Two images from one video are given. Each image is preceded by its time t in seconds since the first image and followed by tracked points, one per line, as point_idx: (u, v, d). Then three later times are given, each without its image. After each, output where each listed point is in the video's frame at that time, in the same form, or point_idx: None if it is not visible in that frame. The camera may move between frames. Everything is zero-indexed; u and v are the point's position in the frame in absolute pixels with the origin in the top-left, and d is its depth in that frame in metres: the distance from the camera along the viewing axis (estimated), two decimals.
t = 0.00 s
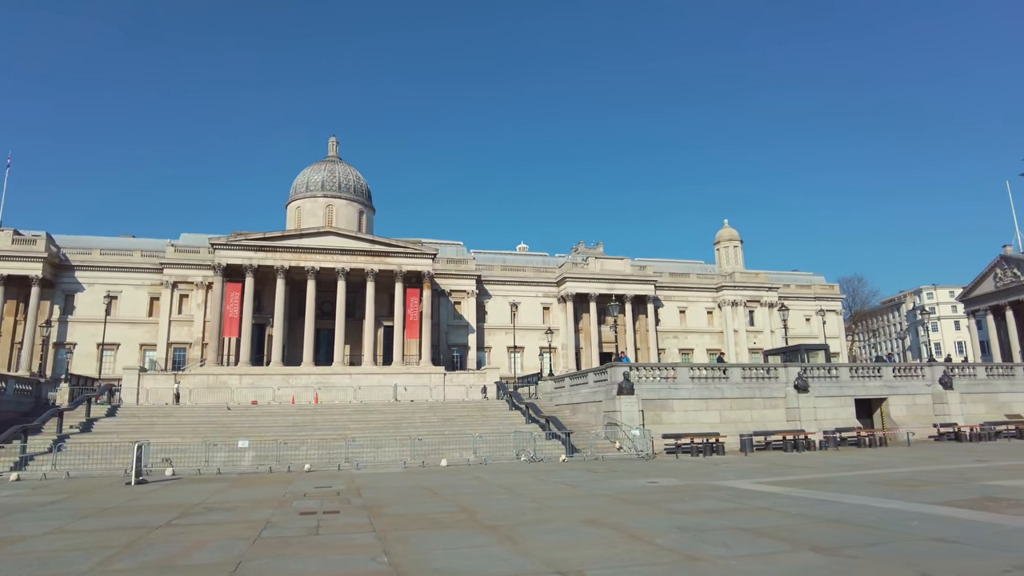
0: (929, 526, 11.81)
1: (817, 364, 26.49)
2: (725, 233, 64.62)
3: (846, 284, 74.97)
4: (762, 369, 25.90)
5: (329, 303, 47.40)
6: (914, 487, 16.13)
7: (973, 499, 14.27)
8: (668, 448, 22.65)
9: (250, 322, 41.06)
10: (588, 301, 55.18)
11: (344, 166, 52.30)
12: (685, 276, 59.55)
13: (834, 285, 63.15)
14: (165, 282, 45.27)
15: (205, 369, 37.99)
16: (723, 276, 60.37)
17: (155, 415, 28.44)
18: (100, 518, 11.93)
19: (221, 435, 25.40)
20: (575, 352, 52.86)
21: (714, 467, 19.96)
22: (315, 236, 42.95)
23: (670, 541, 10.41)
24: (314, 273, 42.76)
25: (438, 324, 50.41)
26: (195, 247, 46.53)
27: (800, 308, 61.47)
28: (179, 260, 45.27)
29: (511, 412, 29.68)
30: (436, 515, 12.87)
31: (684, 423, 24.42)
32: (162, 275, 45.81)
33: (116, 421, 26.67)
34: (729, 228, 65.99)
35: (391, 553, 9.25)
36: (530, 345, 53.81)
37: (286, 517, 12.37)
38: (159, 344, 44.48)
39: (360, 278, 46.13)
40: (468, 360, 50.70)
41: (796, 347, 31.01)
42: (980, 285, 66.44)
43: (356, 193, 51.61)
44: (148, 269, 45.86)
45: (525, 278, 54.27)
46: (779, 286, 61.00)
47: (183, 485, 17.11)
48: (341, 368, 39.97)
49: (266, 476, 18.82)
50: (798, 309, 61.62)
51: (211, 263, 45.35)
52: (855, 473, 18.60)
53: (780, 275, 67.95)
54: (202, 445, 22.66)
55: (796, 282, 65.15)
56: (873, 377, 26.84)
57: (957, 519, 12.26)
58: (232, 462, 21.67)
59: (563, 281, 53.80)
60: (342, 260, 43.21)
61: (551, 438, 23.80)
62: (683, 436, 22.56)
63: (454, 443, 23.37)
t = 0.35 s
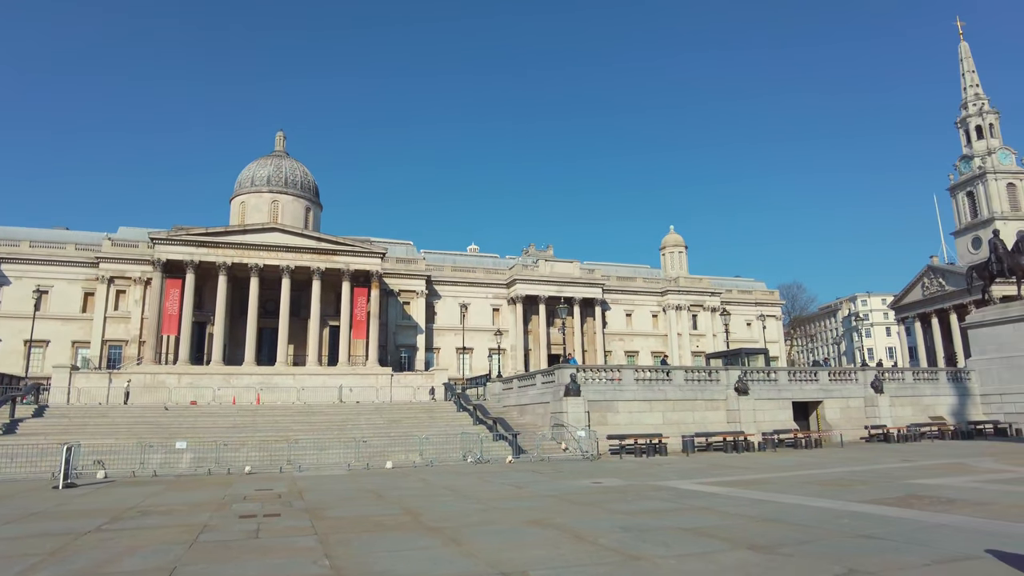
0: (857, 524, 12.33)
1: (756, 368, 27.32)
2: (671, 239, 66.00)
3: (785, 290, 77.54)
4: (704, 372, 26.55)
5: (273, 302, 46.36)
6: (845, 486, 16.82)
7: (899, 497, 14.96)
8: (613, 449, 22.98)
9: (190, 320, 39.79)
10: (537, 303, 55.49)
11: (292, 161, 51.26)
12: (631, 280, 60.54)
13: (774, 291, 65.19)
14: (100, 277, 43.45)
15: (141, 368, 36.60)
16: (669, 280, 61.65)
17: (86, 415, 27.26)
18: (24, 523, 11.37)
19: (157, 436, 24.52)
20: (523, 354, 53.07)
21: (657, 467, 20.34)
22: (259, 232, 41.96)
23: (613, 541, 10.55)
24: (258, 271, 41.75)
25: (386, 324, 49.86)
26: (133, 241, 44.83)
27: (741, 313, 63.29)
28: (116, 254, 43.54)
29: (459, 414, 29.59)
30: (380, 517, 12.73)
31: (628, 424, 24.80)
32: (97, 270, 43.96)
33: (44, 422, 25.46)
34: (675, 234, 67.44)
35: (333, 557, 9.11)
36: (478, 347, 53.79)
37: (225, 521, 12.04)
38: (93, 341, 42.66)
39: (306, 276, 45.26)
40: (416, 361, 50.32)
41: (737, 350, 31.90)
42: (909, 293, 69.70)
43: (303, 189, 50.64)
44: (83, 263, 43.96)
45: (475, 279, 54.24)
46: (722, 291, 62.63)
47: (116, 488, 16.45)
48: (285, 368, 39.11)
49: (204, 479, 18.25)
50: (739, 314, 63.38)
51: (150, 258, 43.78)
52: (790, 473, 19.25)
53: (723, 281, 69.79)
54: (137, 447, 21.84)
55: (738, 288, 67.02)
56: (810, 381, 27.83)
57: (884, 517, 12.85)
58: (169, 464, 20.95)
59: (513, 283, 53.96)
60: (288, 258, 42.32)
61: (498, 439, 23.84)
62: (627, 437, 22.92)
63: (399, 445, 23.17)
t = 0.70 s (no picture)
0: (792, 522, 12.76)
1: (700, 370, 27.98)
2: (621, 243, 66.99)
3: (730, 295, 79.60)
4: (650, 374, 27.04)
5: (217, 299, 45.16)
6: (782, 486, 17.38)
7: (833, 496, 15.55)
8: (560, 450, 23.20)
9: (127, 317, 38.41)
10: (488, 304, 55.55)
11: (238, 155, 50.04)
12: (581, 282, 61.22)
13: (719, 296, 66.87)
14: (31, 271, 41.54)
15: (75, 366, 35.15)
16: (618, 284, 62.58)
17: (13, 415, 26.01)
18: None
19: (91, 437, 23.58)
20: (473, 355, 53.03)
21: (603, 467, 20.63)
22: (203, 227, 40.82)
23: (558, 541, 10.68)
24: (201, 267, 40.60)
25: (333, 324, 49.06)
26: (68, 234, 43.02)
27: (687, 317, 64.70)
28: (49, 247, 41.70)
29: (407, 415, 29.38)
30: (323, 520, 12.57)
31: (576, 425, 25.06)
32: (28, 264, 41.99)
33: None
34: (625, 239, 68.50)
35: (274, 560, 8.96)
36: (428, 347, 53.52)
37: (161, 524, 11.70)
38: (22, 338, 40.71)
39: (251, 273, 44.24)
40: (364, 362, 49.72)
41: (682, 353, 32.59)
42: (846, 299, 72.48)
43: (250, 184, 49.49)
44: (13, 256, 41.95)
45: (426, 279, 53.95)
46: (669, 295, 63.92)
47: (44, 492, 15.76)
48: (228, 367, 38.15)
49: (140, 482, 17.64)
50: (685, 318, 64.78)
51: (86, 252, 42.09)
52: (731, 473, 19.79)
53: (670, 285, 71.25)
54: (68, 448, 20.95)
55: (684, 292, 68.49)
56: (752, 384, 28.65)
57: (817, 515, 13.32)
58: (103, 466, 20.17)
59: (464, 283, 53.85)
60: (232, 254, 41.28)
61: (446, 440, 23.78)
62: (574, 438, 23.18)
63: (346, 446, 22.89)
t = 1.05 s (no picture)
0: (729, 521, 13.18)
1: (644, 372, 28.51)
2: (570, 245, 67.67)
3: (674, 299, 81.31)
4: (595, 375, 27.39)
5: (155, 295, 43.66)
6: (719, 485, 17.92)
7: (767, 495, 16.12)
8: (506, 451, 23.30)
9: (57, 312, 36.76)
10: (436, 304, 55.31)
11: (180, 147, 48.48)
12: (530, 284, 61.58)
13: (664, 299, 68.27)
14: None
15: None
16: (566, 286, 63.19)
17: None
18: None
19: (15, 438, 22.46)
20: (420, 355, 52.71)
21: (548, 468, 20.83)
22: (141, 220, 39.40)
23: (500, 542, 10.75)
24: (139, 261, 39.18)
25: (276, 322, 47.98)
26: None
27: (632, 320, 65.79)
28: None
29: (352, 416, 29.00)
30: (262, 523, 12.33)
31: (522, 426, 25.19)
32: None
33: None
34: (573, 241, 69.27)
35: (209, 565, 8.76)
36: (374, 347, 52.96)
37: (90, 529, 11.27)
38: None
39: (191, 269, 42.92)
40: (307, 362, 48.88)
41: (627, 356, 33.15)
42: (784, 305, 75.01)
43: (192, 177, 48.01)
44: None
45: (373, 278, 53.36)
46: (615, 298, 64.89)
47: None
48: (165, 366, 36.97)
49: (68, 484, 16.92)
50: (630, 321, 65.90)
51: (13, 244, 40.09)
52: (672, 473, 20.26)
53: (617, 288, 72.38)
54: None
55: (630, 295, 69.62)
56: (693, 386, 29.35)
57: (752, 514, 13.80)
58: (27, 469, 19.25)
59: (412, 283, 53.42)
60: (172, 249, 39.96)
61: (391, 442, 23.59)
62: (520, 438, 23.32)
63: (287, 447, 22.47)
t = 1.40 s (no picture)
0: (662, 521, 13.51)
1: (585, 374, 28.88)
2: (515, 248, 68.00)
3: (616, 302, 82.62)
4: (537, 376, 27.56)
5: (81, 290, 41.74)
6: (655, 485, 18.33)
7: (701, 495, 16.61)
8: (446, 452, 23.24)
9: None
10: (379, 304, 54.71)
11: (113, 135, 46.49)
12: (475, 285, 61.58)
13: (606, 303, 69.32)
14: None
15: None
16: (511, 288, 63.46)
17: None
18: None
19: None
20: (361, 356, 52.05)
21: (488, 470, 20.89)
22: (69, 211, 37.59)
23: (438, 544, 10.74)
24: (65, 254, 37.36)
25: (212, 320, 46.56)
26: None
27: (574, 322, 66.56)
28: None
29: (289, 417, 28.40)
30: (193, 527, 11.96)
31: (463, 427, 25.16)
32: None
33: None
34: (518, 244, 69.64)
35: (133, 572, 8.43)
36: (313, 347, 52.01)
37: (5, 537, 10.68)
38: None
39: (121, 263, 41.21)
40: (243, 361, 47.63)
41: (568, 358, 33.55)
42: (721, 310, 77.26)
43: (125, 167, 46.13)
44: None
45: (314, 277, 52.38)
46: (559, 301, 65.53)
47: None
48: (91, 364, 35.38)
49: None
50: (573, 323, 66.68)
51: None
52: (610, 474, 20.62)
53: (560, 291, 73.13)
54: None
55: (573, 298, 70.40)
56: (632, 387, 29.92)
57: (685, 513, 14.19)
58: None
59: (355, 282, 52.65)
60: (101, 242, 38.24)
61: (329, 444, 23.22)
62: (461, 440, 23.29)
63: (221, 449, 21.83)
